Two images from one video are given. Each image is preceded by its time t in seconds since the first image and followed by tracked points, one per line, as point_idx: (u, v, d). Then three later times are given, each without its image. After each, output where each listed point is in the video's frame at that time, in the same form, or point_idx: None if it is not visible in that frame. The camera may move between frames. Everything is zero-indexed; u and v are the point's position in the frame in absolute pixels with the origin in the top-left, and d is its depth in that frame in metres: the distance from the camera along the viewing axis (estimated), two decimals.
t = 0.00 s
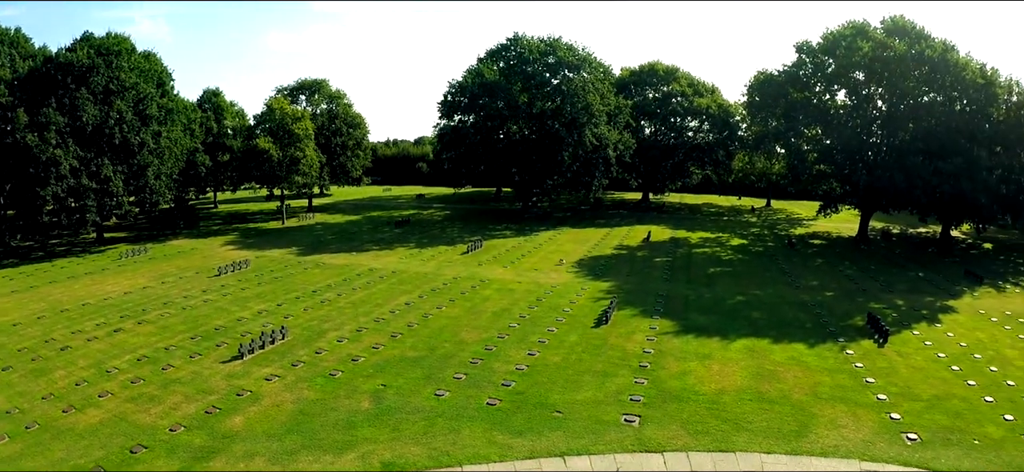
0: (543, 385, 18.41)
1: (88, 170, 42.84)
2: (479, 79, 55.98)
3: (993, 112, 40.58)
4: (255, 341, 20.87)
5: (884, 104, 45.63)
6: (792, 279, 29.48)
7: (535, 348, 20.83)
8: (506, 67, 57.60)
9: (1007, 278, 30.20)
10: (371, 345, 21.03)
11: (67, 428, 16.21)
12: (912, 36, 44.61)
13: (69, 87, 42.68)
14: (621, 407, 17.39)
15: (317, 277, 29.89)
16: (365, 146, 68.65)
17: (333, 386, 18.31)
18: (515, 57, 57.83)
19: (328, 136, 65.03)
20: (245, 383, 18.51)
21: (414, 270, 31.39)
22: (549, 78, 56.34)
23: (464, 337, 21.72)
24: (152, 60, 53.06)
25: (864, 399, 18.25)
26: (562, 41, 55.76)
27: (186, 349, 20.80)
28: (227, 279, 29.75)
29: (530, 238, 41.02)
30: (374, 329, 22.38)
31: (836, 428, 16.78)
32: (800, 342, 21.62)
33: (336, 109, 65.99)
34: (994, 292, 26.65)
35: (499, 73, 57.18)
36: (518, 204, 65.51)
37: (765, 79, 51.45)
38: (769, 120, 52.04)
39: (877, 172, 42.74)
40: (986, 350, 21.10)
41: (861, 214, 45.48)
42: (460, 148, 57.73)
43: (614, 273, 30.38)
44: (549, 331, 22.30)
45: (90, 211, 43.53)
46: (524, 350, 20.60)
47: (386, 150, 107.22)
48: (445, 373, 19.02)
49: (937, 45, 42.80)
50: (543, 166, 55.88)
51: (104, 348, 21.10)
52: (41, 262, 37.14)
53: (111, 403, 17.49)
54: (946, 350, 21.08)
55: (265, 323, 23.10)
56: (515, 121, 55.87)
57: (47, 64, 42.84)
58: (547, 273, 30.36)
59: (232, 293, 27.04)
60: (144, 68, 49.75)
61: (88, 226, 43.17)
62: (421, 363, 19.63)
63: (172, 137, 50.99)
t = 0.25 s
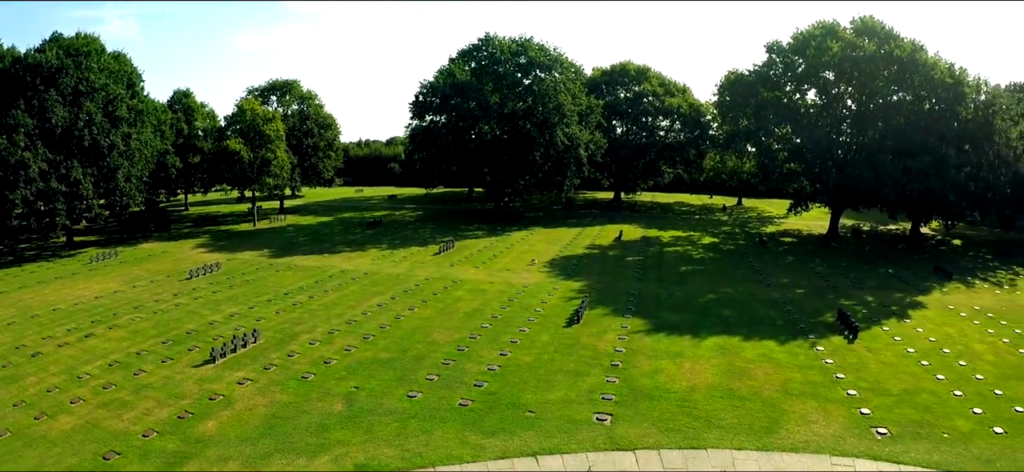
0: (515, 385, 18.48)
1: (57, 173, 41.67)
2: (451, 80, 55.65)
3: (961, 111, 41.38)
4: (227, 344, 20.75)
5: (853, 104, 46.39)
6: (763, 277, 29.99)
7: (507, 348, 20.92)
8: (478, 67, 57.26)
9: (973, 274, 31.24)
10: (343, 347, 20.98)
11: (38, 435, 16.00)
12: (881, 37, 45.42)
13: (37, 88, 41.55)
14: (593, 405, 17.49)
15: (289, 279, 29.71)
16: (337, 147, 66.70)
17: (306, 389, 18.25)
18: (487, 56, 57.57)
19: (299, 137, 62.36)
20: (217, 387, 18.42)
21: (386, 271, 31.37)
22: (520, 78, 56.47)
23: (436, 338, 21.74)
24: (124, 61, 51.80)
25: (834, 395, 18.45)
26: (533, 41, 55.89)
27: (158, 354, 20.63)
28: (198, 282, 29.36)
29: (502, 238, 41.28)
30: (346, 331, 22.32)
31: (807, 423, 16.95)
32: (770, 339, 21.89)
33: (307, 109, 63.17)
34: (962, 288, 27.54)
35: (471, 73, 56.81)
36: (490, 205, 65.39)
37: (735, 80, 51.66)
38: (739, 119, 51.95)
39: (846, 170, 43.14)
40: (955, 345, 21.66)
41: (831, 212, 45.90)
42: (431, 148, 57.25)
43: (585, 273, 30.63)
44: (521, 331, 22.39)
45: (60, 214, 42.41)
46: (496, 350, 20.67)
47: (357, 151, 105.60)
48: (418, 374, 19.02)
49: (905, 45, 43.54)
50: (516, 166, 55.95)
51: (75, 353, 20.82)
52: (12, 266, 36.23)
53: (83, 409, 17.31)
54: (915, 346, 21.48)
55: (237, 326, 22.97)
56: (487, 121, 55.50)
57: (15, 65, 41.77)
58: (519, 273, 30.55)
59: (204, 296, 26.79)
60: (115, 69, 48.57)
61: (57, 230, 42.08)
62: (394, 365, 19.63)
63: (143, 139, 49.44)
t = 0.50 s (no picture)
0: (487, 385, 18.54)
1: (26, 175, 40.36)
2: (423, 80, 55.19)
3: (930, 110, 42.53)
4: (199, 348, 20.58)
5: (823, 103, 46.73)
6: (735, 275, 30.40)
7: (479, 348, 20.97)
8: (450, 67, 56.65)
9: (942, 270, 32.21)
10: (315, 349, 20.92)
11: (8, 444, 15.76)
12: (850, 37, 45.89)
13: (4, 89, 40.18)
14: (565, 405, 17.58)
15: (261, 282, 29.50)
16: (308, 148, 65.80)
17: (279, 392, 18.19)
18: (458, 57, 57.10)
19: (271, 138, 61.40)
20: (190, 392, 18.30)
21: (359, 272, 31.29)
22: (492, 78, 56.40)
23: (409, 339, 21.75)
24: (92, 62, 50.70)
25: (805, 391, 18.63)
26: (505, 41, 55.87)
27: (130, 358, 20.43)
28: (169, 286, 29.00)
29: (475, 238, 41.49)
30: (318, 334, 22.25)
31: (778, 420, 17.12)
32: (742, 337, 22.13)
33: (279, 109, 62.16)
34: (931, 284, 28.37)
35: (443, 74, 56.20)
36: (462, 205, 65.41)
37: (707, 80, 51.57)
38: (710, 118, 52.65)
39: (817, 169, 43.64)
40: (924, 340, 22.15)
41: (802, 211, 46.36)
42: (403, 148, 56.76)
43: (558, 272, 30.87)
44: (493, 332, 22.46)
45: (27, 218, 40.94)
46: (469, 351, 20.73)
47: (328, 151, 103.42)
48: (391, 376, 19.03)
49: (875, 45, 44.35)
50: (487, 166, 55.93)
51: (46, 359, 20.51)
52: None
53: (54, 417, 17.09)
54: (885, 342, 21.90)
55: (209, 330, 22.81)
56: (458, 121, 55.12)
57: None
58: (491, 273, 30.70)
59: (175, 300, 26.50)
60: (84, 70, 47.32)
61: (25, 235, 40.62)
62: (366, 367, 19.61)
63: (113, 141, 48.37)
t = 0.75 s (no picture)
0: (461, 386, 18.59)
1: None
2: (395, 81, 54.83)
3: (901, 110, 43.45)
4: (172, 353, 20.38)
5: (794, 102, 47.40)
6: (707, 273, 31.06)
7: (452, 349, 21.06)
8: (422, 68, 56.39)
9: (913, 266, 33.37)
10: (289, 352, 20.87)
11: None
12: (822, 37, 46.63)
13: None
14: (539, 404, 17.64)
15: (234, 284, 29.37)
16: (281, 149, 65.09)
17: (252, 396, 18.10)
18: (430, 57, 56.92)
19: (243, 139, 60.83)
20: (164, 397, 18.13)
21: (332, 274, 31.32)
22: (465, 79, 56.49)
23: (383, 341, 21.78)
24: (61, 62, 49.78)
25: (777, 388, 18.79)
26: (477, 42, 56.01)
27: (103, 364, 20.19)
28: (141, 290, 28.70)
29: (447, 238, 42.04)
30: (292, 336, 22.21)
31: (750, 416, 17.27)
32: (715, 335, 22.36)
33: (251, 110, 61.68)
34: (904, 281, 29.34)
35: (415, 74, 55.84)
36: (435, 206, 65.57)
37: (678, 80, 51.54)
38: (682, 118, 52.17)
39: (788, 168, 44.80)
40: (895, 336, 22.61)
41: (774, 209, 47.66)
42: (376, 149, 56.40)
43: (531, 272, 31.30)
44: (466, 332, 22.58)
45: None
46: (442, 352, 20.81)
47: (302, 151, 102.60)
48: (365, 378, 19.02)
49: (846, 44, 44.89)
50: (461, 167, 55.78)
51: (15, 366, 20.13)
52: None
53: (25, 424, 16.79)
54: (857, 338, 22.29)
55: (183, 334, 22.67)
56: (431, 122, 55.01)
57: None
58: (465, 273, 31.01)
59: (148, 304, 26.26)
60: (54, 70, 46.20)
61: None
62: (340, 369, 19.57)
63: (84, 143, 47.43)
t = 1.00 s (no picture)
0: (436, 386, 18.65)
1: None
2: (369, 80, 54.81)
3: (873, 108, 44.67)
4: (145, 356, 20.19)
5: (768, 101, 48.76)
6: (680, 272, 32.18)
7: (427, 349, 21.16)
8: (396, 68, 56.61)
9: (886, 264, 34.97)
10: (263, 354, 20.83)
11: None
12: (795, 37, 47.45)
13: None
14: (514, 404, 17.71)
15: (207, 286, 29.28)
16: (254, 149, 64.52)
17: (227, 398, 17.95)
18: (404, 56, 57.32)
19: (216, 139, 60.01)
20: (138, 400, 17.91)
21: (306, 275, 31.41)
22: (439, 78, 56.82)
23: (357, 342, 21.84)
24: (31, 61, 48.89)
25: (750, 385, 18.97)
26: (451, 42, 56.51)
27: (76, 368, 19.93)
28: (114, 292, 28.45)
29: (421, 239, 42.72)
30: (266, 338, 22.19)
31: (723, 413, 17.40)
32: (688, 333, 22.75)
33: (224, 110, 61.05)
34: (876, 279, 30.64)
35: (389, 74, 55.94)
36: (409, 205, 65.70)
37: (652, 79, 51.57)
38: (657, 117, 52.42)
39: (761, 166, 45.53)
40: (867, 333, 23.13)
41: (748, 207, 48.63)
42: (350, 148, 56.20)
43: (504, 272, 31.85)
44: (440, 333, 22.75)
45: None
46: (417, 352, 20.92)
47: (276, 151, 102.06)
48: (339, 379, 19.01)
49: (818, 44, 45.77)
50: (434, 166, 55.84)
51: None
52: None
53: None
54: (829, 335, 22.77)
55: (157, 336, 22.53)
56: (405, 121, 55.08)
57: None
58: (438, 274, 31.46)
59: (121, 307, 26.02)
60: (25, 69, 45.27)
61: None
62: (315, 371, 19.53)
63: (55, 143, 46.60)
